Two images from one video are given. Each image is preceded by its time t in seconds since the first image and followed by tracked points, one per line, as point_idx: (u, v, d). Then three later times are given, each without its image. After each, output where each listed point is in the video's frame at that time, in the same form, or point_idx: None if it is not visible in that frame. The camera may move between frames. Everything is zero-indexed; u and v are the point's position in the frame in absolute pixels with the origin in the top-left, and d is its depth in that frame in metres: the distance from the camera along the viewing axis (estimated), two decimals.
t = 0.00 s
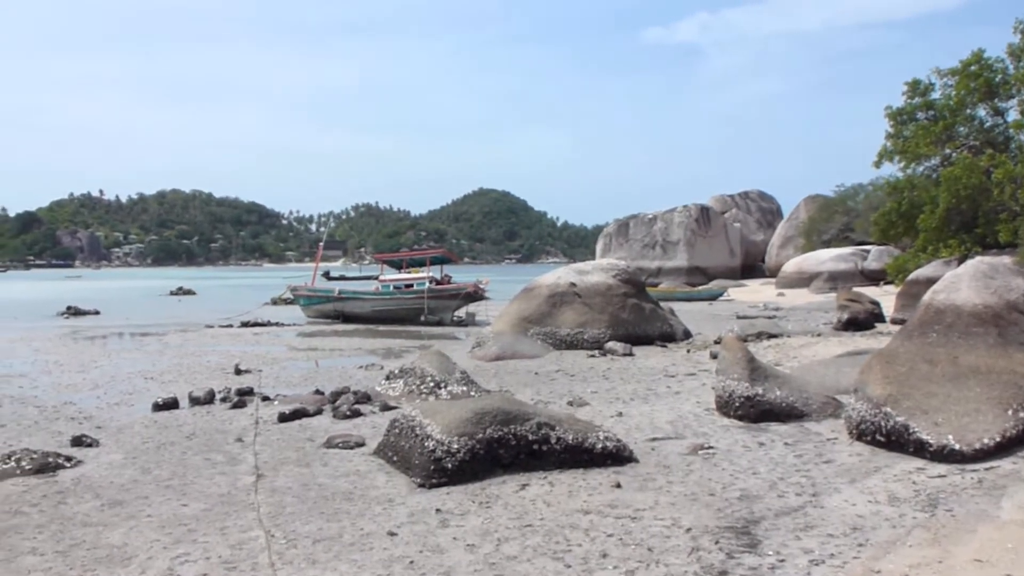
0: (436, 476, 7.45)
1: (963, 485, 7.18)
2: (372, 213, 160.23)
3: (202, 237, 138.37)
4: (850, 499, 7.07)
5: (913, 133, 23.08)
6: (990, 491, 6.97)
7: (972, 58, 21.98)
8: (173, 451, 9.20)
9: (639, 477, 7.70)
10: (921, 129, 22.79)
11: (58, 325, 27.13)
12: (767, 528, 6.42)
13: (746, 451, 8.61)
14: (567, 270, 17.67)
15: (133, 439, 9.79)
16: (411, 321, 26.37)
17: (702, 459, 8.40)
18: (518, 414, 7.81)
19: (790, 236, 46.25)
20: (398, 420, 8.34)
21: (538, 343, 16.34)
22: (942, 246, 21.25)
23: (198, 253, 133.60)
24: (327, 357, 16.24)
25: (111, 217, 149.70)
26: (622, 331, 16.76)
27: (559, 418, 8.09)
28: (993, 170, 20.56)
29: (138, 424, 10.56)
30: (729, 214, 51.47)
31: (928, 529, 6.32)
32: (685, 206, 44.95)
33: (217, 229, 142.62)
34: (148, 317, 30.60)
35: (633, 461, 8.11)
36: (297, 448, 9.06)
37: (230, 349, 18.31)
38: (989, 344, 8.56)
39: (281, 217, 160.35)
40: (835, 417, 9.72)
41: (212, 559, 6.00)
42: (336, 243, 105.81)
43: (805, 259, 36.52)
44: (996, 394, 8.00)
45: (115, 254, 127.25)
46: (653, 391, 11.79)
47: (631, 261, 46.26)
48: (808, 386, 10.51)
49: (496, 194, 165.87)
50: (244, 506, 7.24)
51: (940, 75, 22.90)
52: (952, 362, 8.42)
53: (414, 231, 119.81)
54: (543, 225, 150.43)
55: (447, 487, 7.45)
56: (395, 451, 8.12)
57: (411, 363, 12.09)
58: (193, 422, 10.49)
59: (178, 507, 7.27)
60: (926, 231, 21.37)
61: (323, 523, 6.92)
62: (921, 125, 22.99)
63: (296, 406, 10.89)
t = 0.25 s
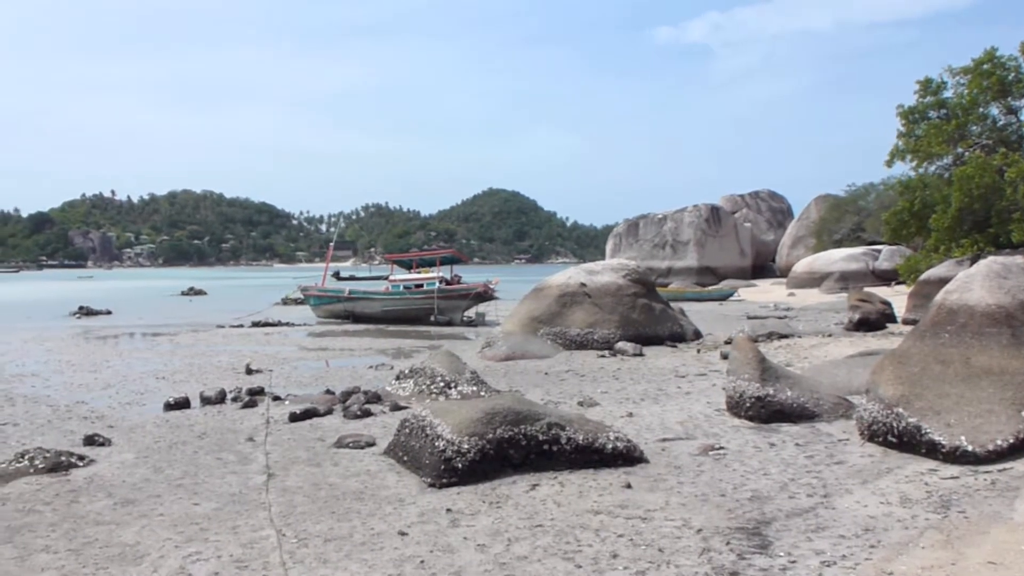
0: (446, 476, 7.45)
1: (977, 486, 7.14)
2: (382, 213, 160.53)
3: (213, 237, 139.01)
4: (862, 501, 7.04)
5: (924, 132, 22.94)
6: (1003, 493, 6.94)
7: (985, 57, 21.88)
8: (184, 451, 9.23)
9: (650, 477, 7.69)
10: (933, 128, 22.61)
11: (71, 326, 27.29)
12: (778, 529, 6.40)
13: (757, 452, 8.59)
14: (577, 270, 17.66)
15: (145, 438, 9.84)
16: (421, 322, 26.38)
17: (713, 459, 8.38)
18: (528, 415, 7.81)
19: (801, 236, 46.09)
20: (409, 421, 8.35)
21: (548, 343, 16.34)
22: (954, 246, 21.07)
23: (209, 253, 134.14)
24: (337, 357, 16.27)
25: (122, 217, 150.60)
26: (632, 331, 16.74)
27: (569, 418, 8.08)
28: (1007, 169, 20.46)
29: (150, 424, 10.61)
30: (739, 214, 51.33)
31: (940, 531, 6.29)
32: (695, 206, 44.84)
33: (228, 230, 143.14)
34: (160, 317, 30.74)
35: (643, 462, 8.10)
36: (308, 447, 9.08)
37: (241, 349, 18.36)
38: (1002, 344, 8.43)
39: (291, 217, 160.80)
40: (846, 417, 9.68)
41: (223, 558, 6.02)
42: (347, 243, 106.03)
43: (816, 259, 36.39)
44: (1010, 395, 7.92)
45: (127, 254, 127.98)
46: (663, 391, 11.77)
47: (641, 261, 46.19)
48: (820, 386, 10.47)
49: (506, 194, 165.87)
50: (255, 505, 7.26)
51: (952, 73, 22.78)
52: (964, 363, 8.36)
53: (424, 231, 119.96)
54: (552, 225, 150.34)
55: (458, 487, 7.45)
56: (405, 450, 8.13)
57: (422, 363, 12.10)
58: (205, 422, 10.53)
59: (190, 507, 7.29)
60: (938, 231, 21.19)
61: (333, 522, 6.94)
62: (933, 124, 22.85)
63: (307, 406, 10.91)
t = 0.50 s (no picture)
0: (459, 476, 7.46)
1: (993, 489, 7.09)
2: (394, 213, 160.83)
3: (226, 237, 139.75)
4: (877, 503, 6.99)
5: (940, 132, 22.80)
6: (1020, 496, 6.88)
7: (1000, 57, 21.75)
8: (198, 450, 9.27)
9: (663, 478, 7.66)
10: (948, 128, 22.45)
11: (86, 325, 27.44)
12: (792, 531, 6.37)
13: (771, 454, 8.56)
14: (589, 270, 17.64)
15: (159, 437, 9.88)
16: (434, 322, 26.42)
17: (726, 461, 8.35)
18: (541, 415, 7.81)
19: (814, 237, 45.88)
20: (421, 420, 8.36)
21: (561, 344, 16.32)
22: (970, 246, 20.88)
23: (222, 253, 134.76)
24: (350, 357, 16.30)
25: (137, 218, 151.62)
26: (644, 332, 16.71)
27: (582, 419, 8.08)
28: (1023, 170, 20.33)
29: (165, 423, 10.66)
30: (752, 215, 51.15)
31: (956, 534, 6.24)
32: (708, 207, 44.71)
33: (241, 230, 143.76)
34: (174, 317, 30.93)
35: (657, 463, 8.08)
36: (321, 447, 9.11)
37: (255, 348, 18.43)
38: (1020, 345, 8.35)
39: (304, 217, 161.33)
40: (861, 419, 9.63)
41: (237, 556, 6.04)
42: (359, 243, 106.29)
43: (830, 260, 36.24)
44: None
45: (141, 254, 128.76)
46: (676, 392, 11.74)
47: (654, 261, 46.10)
48: (834, 388, 10.42)
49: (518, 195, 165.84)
50: (269, 504, 7.29)
51: (968, 73, 22.65)
52: (981, 365, 8.29)
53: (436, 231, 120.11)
54: (564, 225, 150.21)
55: (470, 487, 7.45)
56: (418, 450, 8.14)
57: (434, 363, 12.13)
58: (218, 421, 10.57)
59: (204, 505, 7.32)
60: (953, 232, 21.01)
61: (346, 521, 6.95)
62: (948, 124, 22.70)
63: (321, 406, 10.94)
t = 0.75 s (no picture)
0: (475, 476, 7.46)
1: (1016, 491, 7.01)
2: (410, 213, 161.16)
3: (244, 237, 140.57)
4: (896, 504, 6.93)
5: (960, 130, 22.56)
6: None
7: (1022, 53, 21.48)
8: (217, 449, 9.32)
9: (680, 479, 7.63)
10: (969, 125, 22.15)
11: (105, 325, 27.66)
12: (810, 532, 6.33)
13: (789, 454, 8.50)
14: (606, 270, 17.59)
15: (178, 436, 9.94)
16: (450, 322, 26.45)
17: (744, 461, 8.30)
18: (558, 415, 7.80)
19: (832, 236, 45.57)
20: (438, 420, 8.37)
21: (577, 344, 16.30)
22: (990, 245, 20.56)
23: (240, 253, 135.58)
24: (367, 357, 16.34)
25: (156, 218, 152.82)
26: (661, 331, 16.65)
27: (599, 419, 8.06)
28: None
29: (183, 422, 10.72)
30: (770, 214, 50.86)
31: (978, 536, 6.18)
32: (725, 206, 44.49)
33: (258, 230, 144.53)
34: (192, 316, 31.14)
35: (674, 463, 8.05)
36: (338, 446, 9.14)
37: (272, 348, 18.51)
38: None
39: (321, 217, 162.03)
40: (880, 419, 9.55)
41: (255, 555, 6.07)
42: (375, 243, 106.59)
43: (848, 259, 36.01)
44: None
45: (159, 254, 129.75)
46: (693, 392, 11.69)
47: (670, 261, 45.94)
48: (853, 388, 10.35)
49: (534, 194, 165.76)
50: (286, 503, 7.31)
51: (989, 70, 22.41)
52: (1002, 365, 8.13)
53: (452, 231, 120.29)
54: (580, 225, 149.98)
55: (487, 487, 7.45)
56: (435, 450, 8.14)
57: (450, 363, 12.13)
58: (236, 420, 10.63)
59: (222, 504, 7.36)
60: (973, 230, 20.71)
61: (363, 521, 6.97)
62: (969, 121, 22.46)
63: (337, 405, 10.97)
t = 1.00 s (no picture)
0: (495, 476, 7.46)
1: None
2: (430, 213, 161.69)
3: (265, 237, 141.55)
4: (920, 508, 6.86)
5: (986, 130, 22.25)
6: None
7: None
8: (239, 447, 9.39)
9: (701, 480, 7.60)
10: (994, 125, 21.80)
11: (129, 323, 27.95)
12: (833, 535, 6.28)
13: (811, 456, 8.45)
14: (626, 270, 17.55)
15: (201, 434, 10.03)
16: (469, 322, 26.49)
17: (765, 463, 8.25)
18: (578, 415, 7.79)
19: (855, 237, 45.20)
20: (458, 420, 8.38)
21: (597, 344, 16.27)
22: (1016, 247, 20.27)
23: (261, 253, 136.58)
24: (387, 357, 16.39)
25: (178, 218, 154.23)
26: (681, 332, 16.58)
27: (619, 420, 8.04)
28: None
29: (205, 420, 10.82)
30: (791, 214, 50.52)
31: (1003, 541, 6.10)
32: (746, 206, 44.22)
33: (280, 230, 145.63)
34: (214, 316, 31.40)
35: (695, 464, 8.02)
36: (359, 445, 9.18)
37: (293, 347, 18.63)
38: None
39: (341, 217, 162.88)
40: (903, 422, 9.46)
41: (277, 553, 6.11)
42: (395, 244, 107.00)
43: (871, 260, 35.70)
44: None
45: (182, 254, 130.95)
46: (714, 393, 11.64)
47: (691, 261, 45.75)
48: (875, 391, 10.26)
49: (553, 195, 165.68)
50: (308, 501, 7.36)
51: (1015, 69, 22.12)
52: None
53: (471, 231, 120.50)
54: (600, 226, 149.72)
55: (507, 487, 7.45)
56: (455, 449, 8.16)
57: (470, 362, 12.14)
58: (258, 419, 10.70)
59: (245, 502, 7.41)
60: (1000, 232, 20.58)
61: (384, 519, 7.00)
62: (995, 121, 22.15)
63: (358, 404, 11.02)
